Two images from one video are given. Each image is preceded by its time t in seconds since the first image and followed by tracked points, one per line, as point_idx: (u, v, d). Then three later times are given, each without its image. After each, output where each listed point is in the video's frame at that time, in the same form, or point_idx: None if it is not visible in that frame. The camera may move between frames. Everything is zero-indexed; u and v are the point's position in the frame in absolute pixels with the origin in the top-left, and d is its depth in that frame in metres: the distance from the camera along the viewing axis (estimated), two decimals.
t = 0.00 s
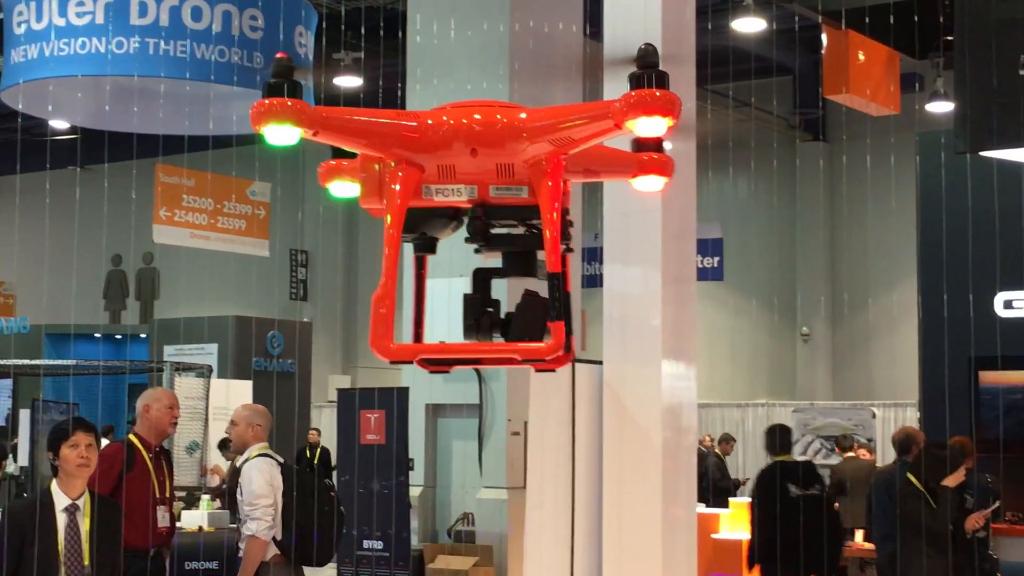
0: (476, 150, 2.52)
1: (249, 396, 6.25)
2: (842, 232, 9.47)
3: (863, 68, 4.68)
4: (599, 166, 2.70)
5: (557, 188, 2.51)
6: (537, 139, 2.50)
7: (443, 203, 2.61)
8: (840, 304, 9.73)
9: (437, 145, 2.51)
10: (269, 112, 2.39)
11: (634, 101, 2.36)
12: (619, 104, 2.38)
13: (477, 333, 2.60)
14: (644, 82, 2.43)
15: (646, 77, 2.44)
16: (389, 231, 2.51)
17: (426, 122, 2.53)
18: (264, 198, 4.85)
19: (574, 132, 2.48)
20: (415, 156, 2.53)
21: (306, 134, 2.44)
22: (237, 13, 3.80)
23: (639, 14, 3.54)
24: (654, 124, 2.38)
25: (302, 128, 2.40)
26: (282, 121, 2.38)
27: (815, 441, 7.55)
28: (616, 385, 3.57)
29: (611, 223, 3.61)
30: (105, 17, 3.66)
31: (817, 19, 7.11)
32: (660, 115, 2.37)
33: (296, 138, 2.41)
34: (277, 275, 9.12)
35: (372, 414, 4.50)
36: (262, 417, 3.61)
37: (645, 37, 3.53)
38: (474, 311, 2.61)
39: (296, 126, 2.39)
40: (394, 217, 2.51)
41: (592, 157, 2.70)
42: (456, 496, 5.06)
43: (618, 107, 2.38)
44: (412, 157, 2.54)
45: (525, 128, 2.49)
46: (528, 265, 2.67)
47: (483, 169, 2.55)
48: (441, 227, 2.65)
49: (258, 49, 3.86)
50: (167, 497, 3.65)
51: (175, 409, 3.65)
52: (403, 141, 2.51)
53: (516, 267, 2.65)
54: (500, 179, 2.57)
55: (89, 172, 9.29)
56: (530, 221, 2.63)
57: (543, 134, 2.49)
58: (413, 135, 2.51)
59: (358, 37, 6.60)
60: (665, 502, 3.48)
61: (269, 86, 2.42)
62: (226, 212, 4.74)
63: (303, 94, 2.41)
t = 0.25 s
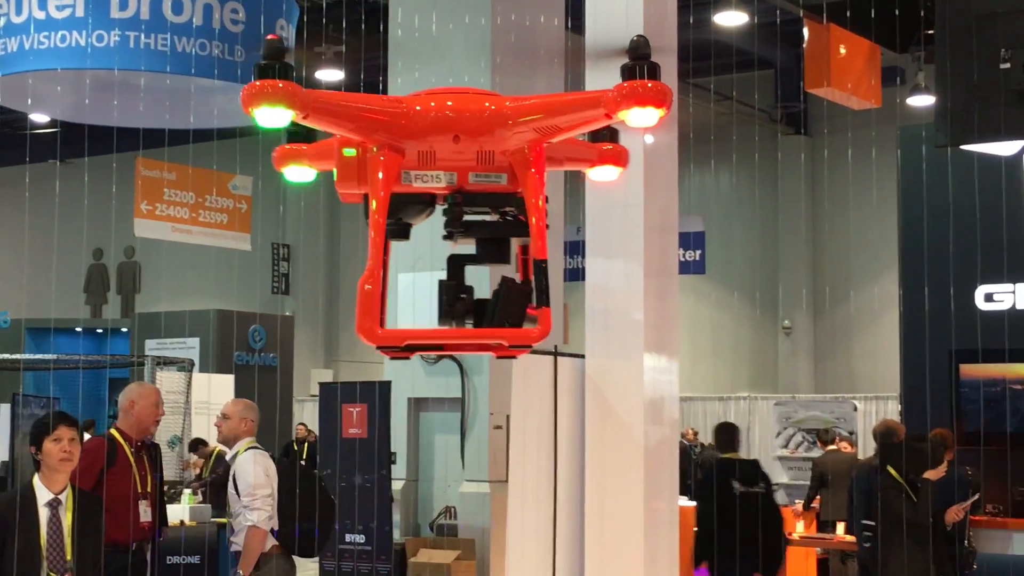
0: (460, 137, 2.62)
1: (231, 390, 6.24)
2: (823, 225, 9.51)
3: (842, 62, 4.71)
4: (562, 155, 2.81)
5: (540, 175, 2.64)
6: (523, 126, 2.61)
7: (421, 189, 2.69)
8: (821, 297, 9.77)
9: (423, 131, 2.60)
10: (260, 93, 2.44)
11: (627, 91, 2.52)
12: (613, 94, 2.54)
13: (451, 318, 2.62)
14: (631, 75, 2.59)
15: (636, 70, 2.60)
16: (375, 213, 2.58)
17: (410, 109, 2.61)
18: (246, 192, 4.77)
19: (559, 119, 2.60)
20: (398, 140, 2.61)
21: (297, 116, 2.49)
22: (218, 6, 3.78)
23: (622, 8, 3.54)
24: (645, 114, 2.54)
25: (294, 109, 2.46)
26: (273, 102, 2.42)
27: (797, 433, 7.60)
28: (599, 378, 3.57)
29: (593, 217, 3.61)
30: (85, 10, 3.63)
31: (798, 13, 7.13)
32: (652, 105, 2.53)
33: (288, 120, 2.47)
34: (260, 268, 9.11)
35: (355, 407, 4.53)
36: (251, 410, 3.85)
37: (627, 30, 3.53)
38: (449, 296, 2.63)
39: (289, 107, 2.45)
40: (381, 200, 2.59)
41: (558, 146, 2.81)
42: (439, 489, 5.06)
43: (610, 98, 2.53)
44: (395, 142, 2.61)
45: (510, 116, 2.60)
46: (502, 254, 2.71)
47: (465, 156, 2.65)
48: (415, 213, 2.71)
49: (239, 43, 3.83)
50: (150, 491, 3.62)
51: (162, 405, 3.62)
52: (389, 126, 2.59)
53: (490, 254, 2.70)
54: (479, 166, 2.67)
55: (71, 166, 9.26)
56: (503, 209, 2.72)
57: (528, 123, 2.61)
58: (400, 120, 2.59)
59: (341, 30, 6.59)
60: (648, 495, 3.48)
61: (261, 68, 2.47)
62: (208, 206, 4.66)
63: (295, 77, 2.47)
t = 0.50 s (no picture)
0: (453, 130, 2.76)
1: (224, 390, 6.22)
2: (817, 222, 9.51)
3: (835, 59, 4.70)
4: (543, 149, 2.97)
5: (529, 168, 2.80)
6: (513, 120, 2.77)
7: (411, 180, 2.84)
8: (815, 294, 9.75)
9: (417, 124, 2.74)
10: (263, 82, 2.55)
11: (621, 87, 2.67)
12: (612, 90, 2.68)
13: (437, 310, 2.79)
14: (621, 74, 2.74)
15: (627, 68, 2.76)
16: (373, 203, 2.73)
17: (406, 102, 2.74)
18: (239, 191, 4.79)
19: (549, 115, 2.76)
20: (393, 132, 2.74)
21: (299, 106, 2.61)
22: (210, 4, 3.78)
23: (614, 5, 3.54)
24: (646, 111, 2.66)
25: (297, 99, 2.58)
26: (277, 91, 2.53)
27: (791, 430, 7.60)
28: (592, 376, 3.58)
29: (586, 215, 3.61)
30: (76, 8, 3.61)
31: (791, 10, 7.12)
32: (653, 103, 2.65)
33: (290, 109, 2.59)
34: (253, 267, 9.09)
35: (348, 406, 4.47)
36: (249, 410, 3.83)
37: (620, 28, 3.53)
38: (436, 288, 2.80)
39: (292, 97, 2.56)
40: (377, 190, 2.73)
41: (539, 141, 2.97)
42: (433, 488, 5.06)
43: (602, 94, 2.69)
44: (389, 134, 2.74)
45: (502, 112, 2.75)
46: (485, 246, 2.89)
47: (457, 149, 2.80)
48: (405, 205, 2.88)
49: (232, 41, 3.83)
50: (142, 492, 3.59)
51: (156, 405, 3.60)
52: (385, 118, 2.72)
53: (476, 247, 2.88)
54: (469, 159, 2.82)
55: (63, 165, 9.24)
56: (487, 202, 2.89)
57: (519, 118, 2.77)
58: (396, 113, 2.72)
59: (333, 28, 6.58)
60: (641, 493, 3.48)
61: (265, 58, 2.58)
62: (201, 205, 4.67)
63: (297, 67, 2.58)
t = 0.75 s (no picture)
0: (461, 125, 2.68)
1: (230, 392, 6.25)
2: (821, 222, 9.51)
3: (838, 58, 4.70)
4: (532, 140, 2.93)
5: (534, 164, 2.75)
6: (522, 116, 2.70)
7: (412, 173, 2.76)
8: (819, 294, 9.76)
9: (427, 119, 2.65)
10: (283, 75, 2.41)
11: (633, 87, 2.63)
12: (623, 87, 2.65)
13: (436, 303, 2.75)
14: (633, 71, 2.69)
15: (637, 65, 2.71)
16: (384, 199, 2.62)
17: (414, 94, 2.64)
18: (243, 194, 4.74)
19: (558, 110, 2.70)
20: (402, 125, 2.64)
21: (316, 99, 2.47)
22: (213, 7, 3.79)
23: (617, 6, 3.54)
24: (654, 110, 2.65)
25: (317, 91, 2.44)
26: (298, 85, 2.40)
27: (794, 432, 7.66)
28: (597, 377, 3.58)
29: (590, 216, 3.61)
30: (80, 13, 3.62)
31: (793, 9, 7.14)
32: (661, 101, 2.64)
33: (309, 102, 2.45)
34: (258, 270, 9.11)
35: (353, 408, 4.50)
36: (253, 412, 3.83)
37: (623, 28, 3.53)
38: (435, 281, 2.74)
39: (314, 90, 2.43)
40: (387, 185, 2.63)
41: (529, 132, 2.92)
42: (438, 490, 5.07)
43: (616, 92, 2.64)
44: (398, 128, 2.64)
45: (510, 107, 2.68)
46: (480, 241, 2.83)
47: (462, 143, 2.72)
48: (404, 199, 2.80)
49: (235, 44, 3.84)
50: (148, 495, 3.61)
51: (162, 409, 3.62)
52: (396, 112, 2.61)
53: (473, 242, 2.82)
54: (471, 153, 2.75)
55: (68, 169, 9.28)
56: (485, 196, 2.83)
57: (526, 113, 2.70)
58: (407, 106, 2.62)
59: (337, 31, 6.59)
60: (647, 495, 3.47)
61: (284, 48, 2.44)
62: (205, 207, 4.67)
63: (317, 58, 2.45)
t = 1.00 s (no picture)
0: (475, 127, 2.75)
1: (244, 396, 6.27)
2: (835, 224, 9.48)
3: (851, 59, 4.69)
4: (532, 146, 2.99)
5: (544, 166, 2.81)
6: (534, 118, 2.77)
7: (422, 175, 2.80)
8: (833, 296, 9.73)
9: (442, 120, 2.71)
10: (311, 75, 2.49)
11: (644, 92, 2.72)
12: (634, 91, 2.73)
13: (443, 303, 2.77)
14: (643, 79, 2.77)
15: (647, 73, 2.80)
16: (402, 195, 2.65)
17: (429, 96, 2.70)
18: (256, 198, 4.85)
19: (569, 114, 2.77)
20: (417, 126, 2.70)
21: (341, 99, 2.55)
22: (226, 12, 3.80)
23: (629, 8, 3.54)
24: (664, 113, 2.74)
25: (343, 91, 2.52)
26: (326, 85, 2.48)
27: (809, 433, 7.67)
28: (611, 379, 3.58)
29: (602, 217, 3.61)
30: (94, 18, 3.64)
31: (805, 11, 7.13)
32: (671, 105, 2.74)
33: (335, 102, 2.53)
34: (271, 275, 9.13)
35: (368, 412, 4.51)
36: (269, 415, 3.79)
37: (635, 30, 3.54)
38: (444, 280, 2.77)
39: (340, 90, 2.51)
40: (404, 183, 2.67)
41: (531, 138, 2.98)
42: (453, 493, 5.05)
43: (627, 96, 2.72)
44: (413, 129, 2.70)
45: (522, 109, 2.75)
46: (486, 241, 2.84)
47: (474, 145, 2.78)
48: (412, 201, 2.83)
49: (248, 48, 3.85)
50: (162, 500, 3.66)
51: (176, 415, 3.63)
52: (412, 113, 2.68)
53: (477, 242, 2.82)
54: (482, 155, 2.80)
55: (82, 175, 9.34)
56: (491, 199, 2.86)
57: (537, 116, 2.77)
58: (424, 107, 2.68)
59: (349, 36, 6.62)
60: (662, 497, 3.47)
61: (313, 49, 2.53)
62: (218, 212, 4.72)
63: (343, 58, 2.53)
